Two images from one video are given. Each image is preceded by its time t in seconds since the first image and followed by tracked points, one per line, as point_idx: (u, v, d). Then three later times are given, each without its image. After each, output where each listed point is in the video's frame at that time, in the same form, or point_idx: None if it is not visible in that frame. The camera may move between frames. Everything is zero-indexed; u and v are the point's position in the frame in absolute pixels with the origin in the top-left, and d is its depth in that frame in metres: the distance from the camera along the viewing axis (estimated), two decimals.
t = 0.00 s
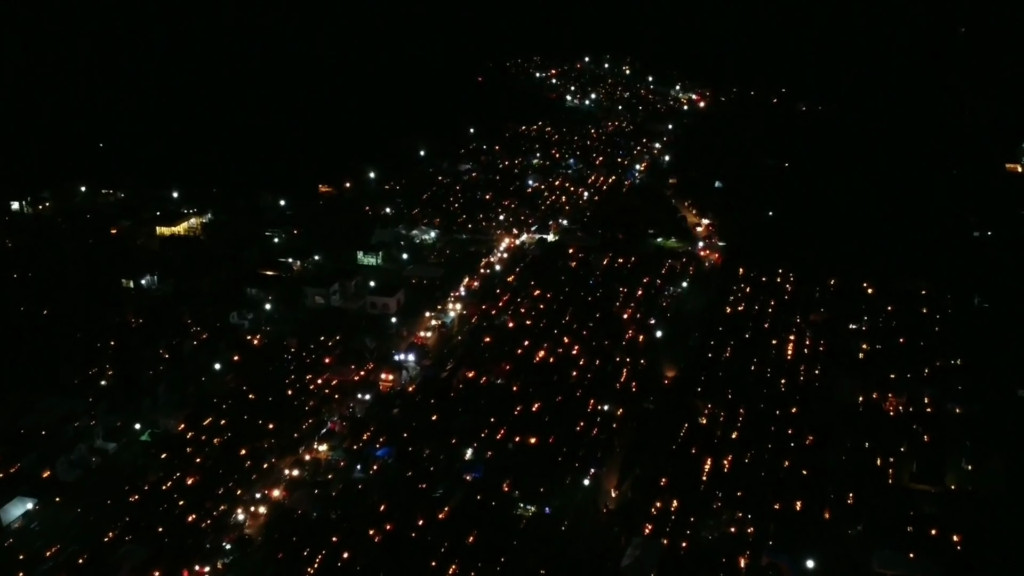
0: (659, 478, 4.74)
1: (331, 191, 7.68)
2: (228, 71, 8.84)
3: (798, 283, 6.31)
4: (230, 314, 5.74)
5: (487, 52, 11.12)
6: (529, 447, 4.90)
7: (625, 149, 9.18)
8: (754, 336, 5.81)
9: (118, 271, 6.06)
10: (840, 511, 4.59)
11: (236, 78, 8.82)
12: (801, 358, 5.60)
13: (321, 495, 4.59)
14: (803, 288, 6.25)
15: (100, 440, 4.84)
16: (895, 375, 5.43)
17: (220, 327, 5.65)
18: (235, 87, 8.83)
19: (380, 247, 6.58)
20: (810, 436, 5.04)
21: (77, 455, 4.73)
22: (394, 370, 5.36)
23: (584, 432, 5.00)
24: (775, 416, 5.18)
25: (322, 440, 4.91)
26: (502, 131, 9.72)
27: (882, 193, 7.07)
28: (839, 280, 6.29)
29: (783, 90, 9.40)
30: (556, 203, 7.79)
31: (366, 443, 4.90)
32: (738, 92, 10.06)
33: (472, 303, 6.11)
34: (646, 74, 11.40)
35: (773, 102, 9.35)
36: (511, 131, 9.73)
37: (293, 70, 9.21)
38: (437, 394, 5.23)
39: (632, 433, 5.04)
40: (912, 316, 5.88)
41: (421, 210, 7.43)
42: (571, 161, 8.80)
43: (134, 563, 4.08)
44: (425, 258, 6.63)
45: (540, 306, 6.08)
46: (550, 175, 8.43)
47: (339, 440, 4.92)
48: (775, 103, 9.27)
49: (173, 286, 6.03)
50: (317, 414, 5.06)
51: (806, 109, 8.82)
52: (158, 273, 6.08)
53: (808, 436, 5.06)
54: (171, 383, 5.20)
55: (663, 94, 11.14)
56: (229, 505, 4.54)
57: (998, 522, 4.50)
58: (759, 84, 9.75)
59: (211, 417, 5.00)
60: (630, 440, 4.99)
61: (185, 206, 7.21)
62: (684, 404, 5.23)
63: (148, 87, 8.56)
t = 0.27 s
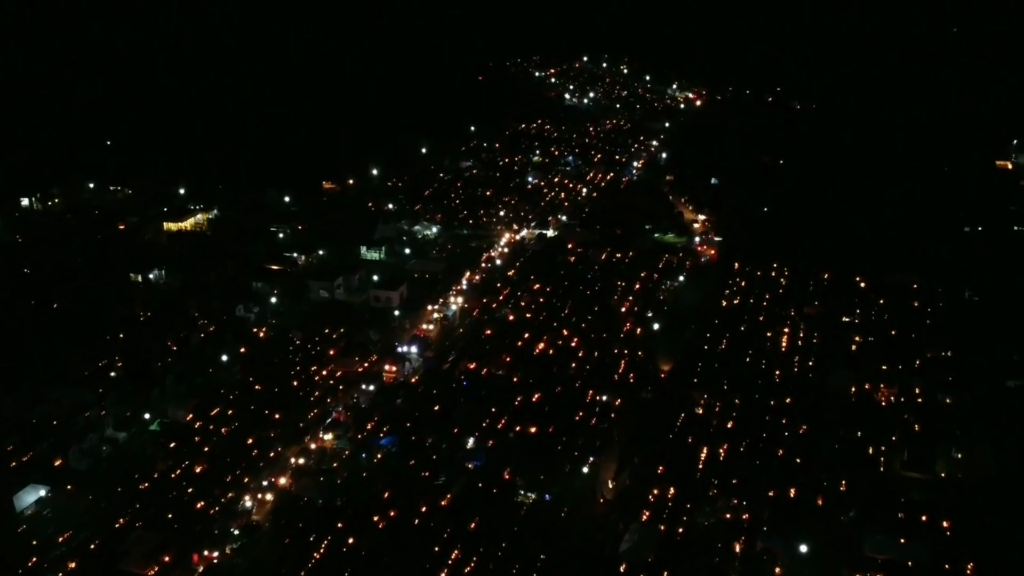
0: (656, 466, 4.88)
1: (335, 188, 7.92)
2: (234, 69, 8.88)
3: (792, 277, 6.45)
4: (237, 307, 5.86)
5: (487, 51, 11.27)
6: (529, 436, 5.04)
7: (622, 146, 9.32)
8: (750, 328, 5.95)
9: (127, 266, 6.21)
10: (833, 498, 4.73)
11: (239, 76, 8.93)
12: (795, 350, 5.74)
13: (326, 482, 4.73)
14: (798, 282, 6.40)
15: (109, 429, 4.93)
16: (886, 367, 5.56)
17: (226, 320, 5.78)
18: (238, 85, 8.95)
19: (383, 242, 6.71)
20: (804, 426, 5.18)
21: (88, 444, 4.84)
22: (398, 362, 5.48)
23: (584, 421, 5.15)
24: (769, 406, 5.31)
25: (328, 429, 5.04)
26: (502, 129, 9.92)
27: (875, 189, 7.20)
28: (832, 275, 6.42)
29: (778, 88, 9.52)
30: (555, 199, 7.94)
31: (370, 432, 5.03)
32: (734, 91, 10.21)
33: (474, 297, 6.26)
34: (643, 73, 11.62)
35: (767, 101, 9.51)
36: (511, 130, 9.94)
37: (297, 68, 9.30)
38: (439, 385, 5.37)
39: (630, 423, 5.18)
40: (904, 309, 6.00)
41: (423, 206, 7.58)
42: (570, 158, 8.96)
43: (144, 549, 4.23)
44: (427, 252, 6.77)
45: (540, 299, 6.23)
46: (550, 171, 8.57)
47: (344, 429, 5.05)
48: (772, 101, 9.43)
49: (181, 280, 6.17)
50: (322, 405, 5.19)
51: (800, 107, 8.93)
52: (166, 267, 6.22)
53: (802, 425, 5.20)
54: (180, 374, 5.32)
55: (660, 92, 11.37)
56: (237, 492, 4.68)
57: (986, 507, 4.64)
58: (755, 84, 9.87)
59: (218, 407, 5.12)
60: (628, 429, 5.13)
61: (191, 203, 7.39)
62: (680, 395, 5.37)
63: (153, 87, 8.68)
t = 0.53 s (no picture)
0: (653, 454, 5.04)
1: (339, 185, 8.11)
2: (237, 69, 9.06)
3: (788, 272, 6.76)
4: (243, 300, 6.01)
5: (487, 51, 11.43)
6: (530, 426, 5.19)
7: (620, 145, 9.64)
8: (745, 321, 6.15)
9: (136, 261, 6.37)
10: (826, 484, 4.88)
11: (242, 75, 9.06)
12: (790, 342, 5.93)
13: (331, 470, 4.87)
14: (791, 277, 6.69)
15: (119, 418, 5.08)
16: (878, 358, 5.74)
17: (233, 313, 5.92)
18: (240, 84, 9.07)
19: (386, 237, 6.85)
20: (798, 415, 5.32)
21: (98, 433, 4.98)
22: (400, 353, 5.64)
23: (582, 412, 5.32)
24: (764, 396, 5.46)
25: (333, 419, 5.17)
26: (502, 127, 10.12)
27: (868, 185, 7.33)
28: (826, 270, 6.69)
29: (773, 86, 9.39)
30: (554, 195, 8.13)
31: (374, 422, 5.18)
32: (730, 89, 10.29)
33: (475, 291, 6.41)
34: (640, 72, 11.84)
35: (764, 99, 9.36)
36: (511, 128, 10.13)
37: (298, 66, 9.41)
38: (441, 376, 5.52)
39: (628, 413, 5.33)
40: (896, 304, 6.22)
41: (425, 203, 7.72)
42: (569, 156, 9.18)
43: (152, 535, 4.42)
44: (429, 247, 6.91)
45: (540, 293, 6.39)
46: (549, 169, 8.78)
47: (348, 419, 5.18)
48: (767, 99, 9.31)
49: (188, 274, 6.33)
50: (327, 395, 5.33)
51: (796, 104, 8.85)
52: (173, 261, 6.39)
53: (797, 415, 5.34)
54: (187, 365, 5.46)
55: (657, 91, 11.63)
56: (244, 480, 4.81)
57: (973, 493, 4.79)
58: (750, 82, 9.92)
59: (225, 398, 5.25)
60: (626, 419, 5.29)
61: (199, 198, 7.54)
62: (677, 386, 5.53)
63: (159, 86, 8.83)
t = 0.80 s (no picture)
0: (651, 444, 5.18)
1: (342, 182, 8.22)
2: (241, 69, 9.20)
3: (782, 266, 6.80)
4: (249, 294, 6.14)
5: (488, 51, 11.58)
6: (531, 416, 5.33)
7: (618, 142, 9.79)
8: (741, 314, 6.27)
9: (145, 256, 6.51)
10: (819, 473, 5.01)
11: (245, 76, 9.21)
12: (784, 335, 6.05)
13: (336, 458, 5.03)
14: (787, 271, 6.73)
15: (129, 409, 5.19)
16: (871, 350, 5.85)
17: (240, 306, 6.06)
18: (245, 84, 9.22)
19: (389, 232, 6.99)
20: (793, 405, 5.46)
21: (108, 423, 5.08)
22: (403, 346, 5.77)
23: (581, 402, 5.45)
24: (759, 387, 5.60)
25: (338, 409, 5.33)
26: (502, 125, 10.26)
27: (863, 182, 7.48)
28: (820, 264, 6.76)
29: (769, 87, 9.77)
30: (554, 192, 8.27)
31: (379, 412, 5.32)
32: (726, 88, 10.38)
33: (476, 285, 6.55)
34: (638, 73, 12.00)
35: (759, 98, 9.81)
36: (511, 126, 10.28)
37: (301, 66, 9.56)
38: (444, 367, 5.66)
39: (626, 404, 5.46)
40: (888, 296, 6.31)
41: (427, 199, 7.87)
42: (568, 153, 9.33)
43: (163, 522, 4.59)
44: (431, 242, 7.05)
45: (540, 287, 6.53)
46: (548, 166, 8.93)
47: (353, 409, 5.35)
48: (763, 98, 9.76)
49: (195, 267, 6.42)
50: (332, 386, 5.48)
51: (791, 105, 9.10)
52: (180, 257, 6.47)
53: (791, 405, 5.47)
54: (195, 358, 5.59)
55: (654, 90, 11.70)
56: (251, 468, 4.97)
57: (964, 481, 4.92)
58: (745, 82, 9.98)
59: (232, 389, 5.39)
60: (624, 409, 5.42)
61: (205, 195, 7.68)
62: (674, 377, 5.67)
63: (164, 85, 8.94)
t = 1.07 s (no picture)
0: (648, 433, 5.31)
1: (346, 178, 8.30)
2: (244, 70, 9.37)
3: (776, 260, 6.92)
4: (255, 288, 6.28)
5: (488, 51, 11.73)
6: (531, 406, 5.46)
7: (616, 140, 9.92)
8: (736, 307, 6.40)
9: (153, 251, 6.65)
10: (813, 461, 5.14)
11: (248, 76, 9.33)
12: (779, 327, 6.18)
13: (341, 446, 5.16)
14: (781, 265, 6.85)
15: (138, 400, 5.33)
16: (864, 343, 5.99)
17: (246, 300, 6.19)
18: (248, 84, 9.37)
19: (392, 228, 7.12)
20: (787, 395, 5.59)
21: (118, 414, 5.22)
22: (406, 338, 5.89)
23: (580, 393, 5.59)
24: (755, 377, 5.73)
25: (342, 399, 5.45)
26: (502, 123, 10.39)
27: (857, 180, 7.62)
28: (814, 258, 6.89)
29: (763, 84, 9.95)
30: (553, 188, 8.40)
31: (382, 402, 5.45)
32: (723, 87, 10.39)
33: (477, 278, 6.68)
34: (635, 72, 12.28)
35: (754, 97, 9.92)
36: (512, 124, 10.42)
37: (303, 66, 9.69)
38: (446, 359, 5.79)
39: (624, 394, 5.60)
40: (881, 291, 6.44)
41: (429, 195, 8.00)
42: (567, 151, 9.47)
43: (173, 508, 4.72)
44: (433, 238, 7.19)
45: (540, 281, 6.67)
46: (548, 163, 9.06)
47: (357, 399, 5.47)
48: (758, 96, 9.91)
49: (201, 263, 6.57)
50: (337, 377, 5.60)
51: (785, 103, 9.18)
52: (187, 252, 6.59)
53: (786, 395, 5.61)
54: (202, 350, 5.72)
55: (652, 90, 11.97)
56: (258, 457, 5.09)
57: (955, 471, 5.05)
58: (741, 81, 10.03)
59: (239, 380, 5.53)
60: (622, 400, 5.56)
61: (211, 191, 7.82)
62: (671, 368, 5.80)
63: (169, 86, 9.13)
